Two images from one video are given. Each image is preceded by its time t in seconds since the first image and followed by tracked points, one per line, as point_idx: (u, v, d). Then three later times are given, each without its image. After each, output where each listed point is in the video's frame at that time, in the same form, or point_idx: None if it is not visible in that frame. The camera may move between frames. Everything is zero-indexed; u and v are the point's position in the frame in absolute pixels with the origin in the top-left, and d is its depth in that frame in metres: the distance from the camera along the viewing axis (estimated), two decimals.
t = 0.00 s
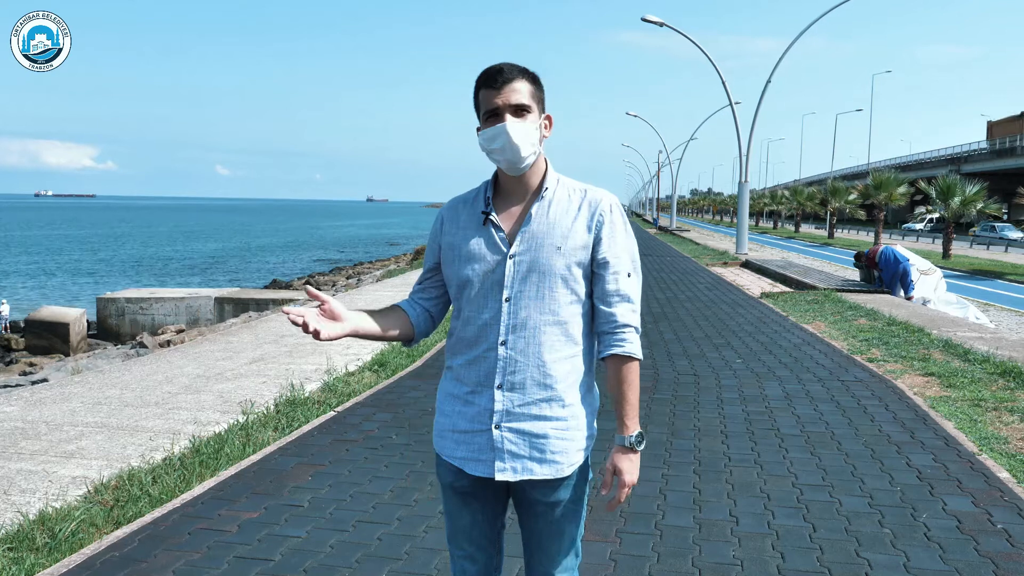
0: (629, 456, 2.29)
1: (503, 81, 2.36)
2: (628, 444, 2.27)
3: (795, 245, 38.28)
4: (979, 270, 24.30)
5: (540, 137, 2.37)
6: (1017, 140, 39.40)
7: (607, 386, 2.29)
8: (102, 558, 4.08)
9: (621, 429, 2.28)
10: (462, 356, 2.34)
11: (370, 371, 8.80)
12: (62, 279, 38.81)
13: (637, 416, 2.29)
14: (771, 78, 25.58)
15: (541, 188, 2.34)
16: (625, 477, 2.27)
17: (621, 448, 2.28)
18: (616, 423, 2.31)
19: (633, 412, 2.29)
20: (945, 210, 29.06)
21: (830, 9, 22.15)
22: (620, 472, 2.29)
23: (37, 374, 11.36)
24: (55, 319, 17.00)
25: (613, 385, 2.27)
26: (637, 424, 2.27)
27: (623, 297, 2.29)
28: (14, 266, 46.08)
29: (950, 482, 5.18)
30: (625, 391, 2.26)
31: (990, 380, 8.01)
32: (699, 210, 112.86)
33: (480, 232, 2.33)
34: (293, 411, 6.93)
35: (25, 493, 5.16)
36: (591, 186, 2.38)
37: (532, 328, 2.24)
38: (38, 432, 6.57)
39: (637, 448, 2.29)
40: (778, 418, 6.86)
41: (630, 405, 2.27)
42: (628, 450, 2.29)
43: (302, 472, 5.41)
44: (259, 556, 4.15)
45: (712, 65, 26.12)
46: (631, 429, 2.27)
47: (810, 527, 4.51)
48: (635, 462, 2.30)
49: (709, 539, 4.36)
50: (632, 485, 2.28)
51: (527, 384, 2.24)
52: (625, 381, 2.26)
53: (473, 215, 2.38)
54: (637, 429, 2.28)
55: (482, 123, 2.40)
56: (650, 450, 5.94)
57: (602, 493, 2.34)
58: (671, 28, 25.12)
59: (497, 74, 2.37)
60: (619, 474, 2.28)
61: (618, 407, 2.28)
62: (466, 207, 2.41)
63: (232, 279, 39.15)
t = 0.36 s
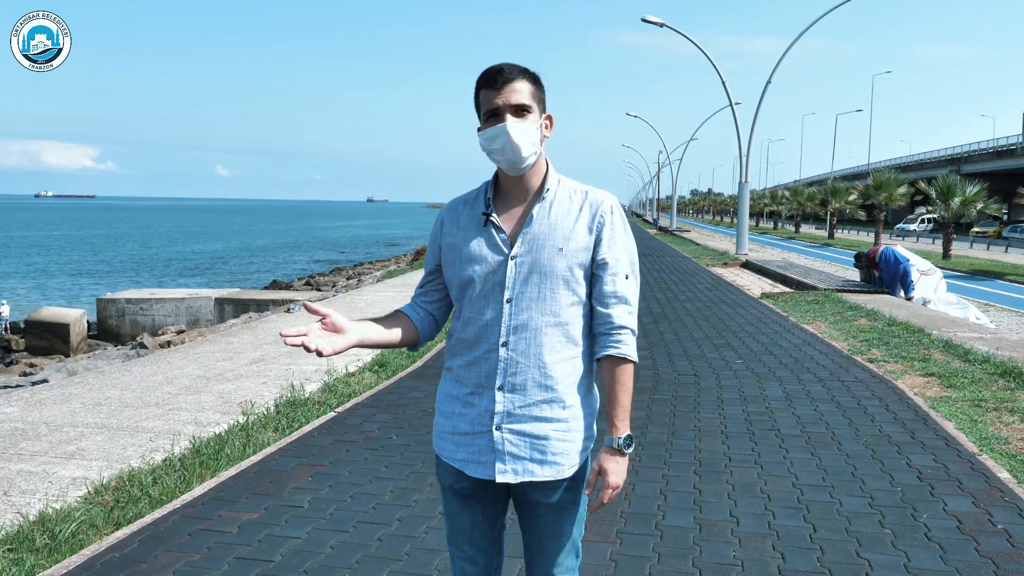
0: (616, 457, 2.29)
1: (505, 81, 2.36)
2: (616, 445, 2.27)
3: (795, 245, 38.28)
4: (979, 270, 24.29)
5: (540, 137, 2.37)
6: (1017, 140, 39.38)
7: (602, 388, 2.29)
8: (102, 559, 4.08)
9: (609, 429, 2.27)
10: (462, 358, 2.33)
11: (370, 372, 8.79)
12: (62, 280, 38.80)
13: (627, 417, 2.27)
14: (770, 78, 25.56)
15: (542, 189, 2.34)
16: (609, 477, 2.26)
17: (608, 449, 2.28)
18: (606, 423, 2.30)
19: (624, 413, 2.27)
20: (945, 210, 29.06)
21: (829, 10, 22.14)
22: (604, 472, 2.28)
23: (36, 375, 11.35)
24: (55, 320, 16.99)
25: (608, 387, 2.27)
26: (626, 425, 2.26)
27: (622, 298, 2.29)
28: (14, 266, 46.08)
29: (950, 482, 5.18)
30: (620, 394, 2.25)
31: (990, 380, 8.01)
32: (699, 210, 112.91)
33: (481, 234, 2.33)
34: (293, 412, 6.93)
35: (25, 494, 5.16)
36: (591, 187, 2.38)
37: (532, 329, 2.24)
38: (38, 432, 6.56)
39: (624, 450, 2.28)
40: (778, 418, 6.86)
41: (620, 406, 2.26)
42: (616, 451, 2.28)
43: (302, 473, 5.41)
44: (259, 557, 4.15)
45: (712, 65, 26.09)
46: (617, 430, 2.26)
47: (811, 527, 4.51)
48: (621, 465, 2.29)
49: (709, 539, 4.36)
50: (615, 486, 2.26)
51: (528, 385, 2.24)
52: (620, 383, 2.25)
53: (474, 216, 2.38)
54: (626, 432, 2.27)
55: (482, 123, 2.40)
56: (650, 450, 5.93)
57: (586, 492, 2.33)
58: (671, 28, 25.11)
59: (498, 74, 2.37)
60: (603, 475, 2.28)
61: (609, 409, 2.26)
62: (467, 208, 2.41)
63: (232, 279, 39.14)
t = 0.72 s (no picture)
0: (622, 459, 2.29)
1: (504, 82, 2.36)
2: (621, 447, 2.27)
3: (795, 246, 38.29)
4: (979, 271, 24.29)
5: (539, 138, 2.37)
6: (1017, 141, 39.36)
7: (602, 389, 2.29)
8: (102, 561, 4.08)
9: (614, 432, 2.27)
10: (461, 358, 2.33)
11: (370, 373, 8.80)
12: (62, 282, 38.81)
13: (630, 418, 2.27)
14: (770, 79, 25.56)
15: (541, 190, 2.34)
16: (616, 479, 2.27)
17: (614, 451, 2.28)
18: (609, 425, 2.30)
19: (627, 414, 2.28)
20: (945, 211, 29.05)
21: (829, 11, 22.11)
22: (610, 473, 2.29)
23: (37, 377, 11.34)
24: (54, 321, 16.99)
25: (608, 387, 2.27)
26: (630, 427, 2.26)
27: (622, 299, 2.29)
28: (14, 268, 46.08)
29: (950, 482, 5.19)
30: (620, 395, 2.25)
31: (991, 381, 8.01)
32: (699, 211, 112.92)
33: (480, 234, 2.34)
34: (293, 413, 6.93)
35: (25, 495, 5.16)
36: (590, 188, 2.38)
37: (531, 330, 2.24)
38: (38, 434, 6.56)
39: (629, 451, 2.28)
40: (778, 419, 6.86)
41: (624, 408, 2.26)
42: (620, 452, 2.28)
43: (302, 474, 5.41)
44: (259, 558, 4.15)
45: (712, 66, 26.10)
46: (623, 432, 2.26)
47: (811, 528, 4.50)
48: (627, 465, 2.30)
49: (709, 540, 4.35)
50: (623, 487, 2.27)
51: (527, 386, 2.24)
52: (621, 384, 2.25)
53: (473, 216, 2.38)
54: (630, 432, 2.28)
55: (481, 124, 2.40)
56: (650, 451, 5.93)
57: (593, 493, 2.34)
58: (670, 29, 25.12)
59: (497, 75, 2.37)
60: (610, 476, 2.28)
61: (611, 411, 2.27)
62: (466, 209, 2.41)
63: (232, 280, 39.14)
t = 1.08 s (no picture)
0: (620, 460, 2.29)
1: (505, 83, 2.36)
2: (619, 448, 2.26)
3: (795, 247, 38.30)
4: (979, 271, 24.29)
5: (539, 140, 2.37)
6: (1017, 141, 39.39)
7: (601, 390, 2.29)
8: (102, 562, 4.07)
9: (613, 433, 2.27)
10: (459, 359, 2.33)
11: (370, 374, 8.80)
12: (62, 283, 38.84)
13: (628, 419, 2.27)
14: (770, 80, 25.59)
15: (541, 191, 2.35)
16: (615, 480, 2.27)
17: (612, 451, 2.28)
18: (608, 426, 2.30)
19: (625, 415, 2.28)
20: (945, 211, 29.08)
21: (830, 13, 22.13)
22: (608, 475, 2.28)
23: (36, 378, 11.35)
24: (55, 322, 17.01)
25: (606, 389, 2.28)
26: (628, 428, 2.26)
27: (620, 301, 2.29)
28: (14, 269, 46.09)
29: (950, 483, 5.19)
30: (619, 397, 2.26)
31: (991, 382, 8.02)
32: (699, 212, 112.93)
33: (479, 234, 2.34)
34: (293, 414, 6.93)
35: (25, 496, 5.16)
36: (590, 190, 2.39)
37: (530, 331, 2.24)
38: (38, 435, 6.56)
39: (628, 452, 2.28)
40: (778, 420, 6.85)
41: (622, 409, 2.27)
42: (619, 453, 2.28)
43: (302, 475, 5.41)
44: (259, 559, 4.15)
45: (712, 67, 26.11)
46: (622, 434, 2.26)
47: (811, 529, 4.50)
48: (625, 466, 2.30)
49: (709, 541, 4.35)
50: (621, 488, 2.27)
51: (526, 387, 2.24)
52: (619, 385, 2.26)
53: (472, 217, 2.38)
54: (628, 434, 2.27)
55: (482, 123, 2.40)
56: (650, 452, 5.93)
57: (591, 493, 2.34)
58: (670, 31, 25.14)
59: (499, 75, 2.37)
60: (607, 477, 2.28)
61: (609, 412, 2.27)
62: (465, 209, 2.41)
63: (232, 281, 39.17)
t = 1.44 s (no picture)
0: (616, 460, 2.26)
1: (513, 82, 2.36)
2: (615, 448, 2.25)
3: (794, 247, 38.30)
4: (979, 272, 24.29)
5: (543, 141, 2.37)
6: (1017, 142, 39.42)
7: (599, 391, 2.29)
8: (103, 563, 4.08)
9: (608, 432, 2.25)
10: (459, 361, 2.34)
11: (370, 375, 8.81)
12: (62, 283, 38.84)
13: (625, 420, 2.27)
14: (770, 81, 25.63)
15: (540, 192, 2.35)
16: (608, 480, 2.24)
17: (607, 451, 2.26)
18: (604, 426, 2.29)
19: (621, 416, 2.27)
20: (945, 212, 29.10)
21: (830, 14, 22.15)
22: (603, 475, 2.26)
23: (37, 379, 11.35)
24: (55, 324, 17.01)
25: (605, 390, 2.28)
26: (625, 429, 2.25)
27: (618, 302, 2.29)
28: (14, 270, 46.07)
29: (950, 483, 5.19)
30: (617, 397, 2.26)
31: (990, 382, 8.02)
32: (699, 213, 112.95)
33: (478, 236, 2.34)
34: (293, 415, 6.94)
35: (25, 498, 5.16)
36: (589, 192, 2.39)
37: (529, 332, 2.24)
38: (38, 436, 6.57)
39: (623, 452, 2.26)
40: (778, 421, 6.85)
41: (619, 410, 2.26)
42: (614, 453, 2.26)
43: (302, 476, 5.41)
44: (259, 561, 4.15)
45: (712, 68, 26.13)
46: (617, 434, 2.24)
47: (812, 530, 4.50)
48: (621, 467, 2.27)
49: (710, 542, 4.35)
50: (616, 489, 2.24)
51: (525, 388, 2.24)
52: (616, 386, 2.26)
53: (471, 219, 2.39)
54: (624, 434, 2.26)
55: (486, 121, 2.41)
56: (650, 453, 5.93)
57: (587, 494, 2.32)
58: (671, 31, 25.17)
59: (508, 74, 2.37)
60: (602, 477, 2.25)
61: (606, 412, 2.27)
62: (465, 211, 2.41)
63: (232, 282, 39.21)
